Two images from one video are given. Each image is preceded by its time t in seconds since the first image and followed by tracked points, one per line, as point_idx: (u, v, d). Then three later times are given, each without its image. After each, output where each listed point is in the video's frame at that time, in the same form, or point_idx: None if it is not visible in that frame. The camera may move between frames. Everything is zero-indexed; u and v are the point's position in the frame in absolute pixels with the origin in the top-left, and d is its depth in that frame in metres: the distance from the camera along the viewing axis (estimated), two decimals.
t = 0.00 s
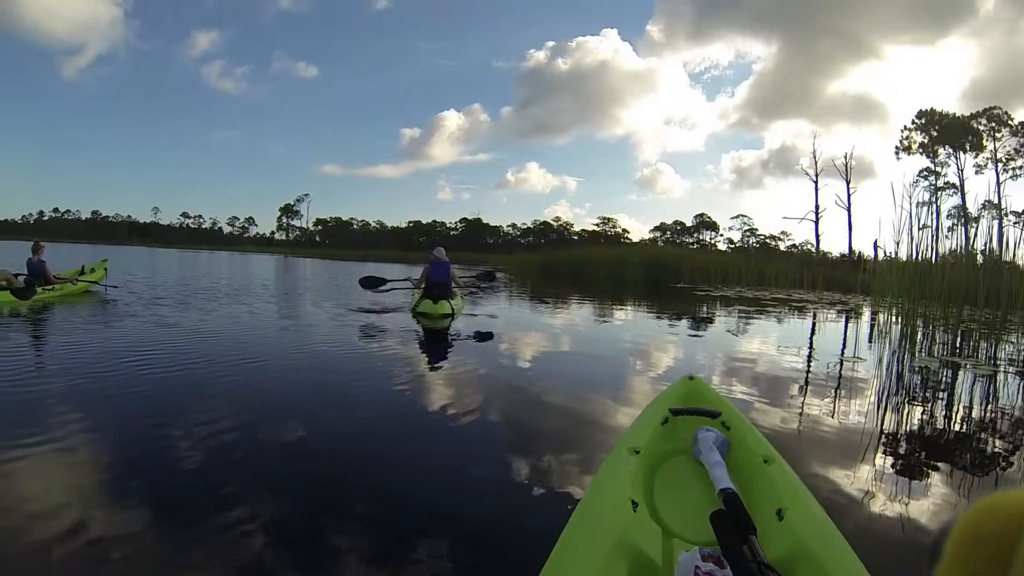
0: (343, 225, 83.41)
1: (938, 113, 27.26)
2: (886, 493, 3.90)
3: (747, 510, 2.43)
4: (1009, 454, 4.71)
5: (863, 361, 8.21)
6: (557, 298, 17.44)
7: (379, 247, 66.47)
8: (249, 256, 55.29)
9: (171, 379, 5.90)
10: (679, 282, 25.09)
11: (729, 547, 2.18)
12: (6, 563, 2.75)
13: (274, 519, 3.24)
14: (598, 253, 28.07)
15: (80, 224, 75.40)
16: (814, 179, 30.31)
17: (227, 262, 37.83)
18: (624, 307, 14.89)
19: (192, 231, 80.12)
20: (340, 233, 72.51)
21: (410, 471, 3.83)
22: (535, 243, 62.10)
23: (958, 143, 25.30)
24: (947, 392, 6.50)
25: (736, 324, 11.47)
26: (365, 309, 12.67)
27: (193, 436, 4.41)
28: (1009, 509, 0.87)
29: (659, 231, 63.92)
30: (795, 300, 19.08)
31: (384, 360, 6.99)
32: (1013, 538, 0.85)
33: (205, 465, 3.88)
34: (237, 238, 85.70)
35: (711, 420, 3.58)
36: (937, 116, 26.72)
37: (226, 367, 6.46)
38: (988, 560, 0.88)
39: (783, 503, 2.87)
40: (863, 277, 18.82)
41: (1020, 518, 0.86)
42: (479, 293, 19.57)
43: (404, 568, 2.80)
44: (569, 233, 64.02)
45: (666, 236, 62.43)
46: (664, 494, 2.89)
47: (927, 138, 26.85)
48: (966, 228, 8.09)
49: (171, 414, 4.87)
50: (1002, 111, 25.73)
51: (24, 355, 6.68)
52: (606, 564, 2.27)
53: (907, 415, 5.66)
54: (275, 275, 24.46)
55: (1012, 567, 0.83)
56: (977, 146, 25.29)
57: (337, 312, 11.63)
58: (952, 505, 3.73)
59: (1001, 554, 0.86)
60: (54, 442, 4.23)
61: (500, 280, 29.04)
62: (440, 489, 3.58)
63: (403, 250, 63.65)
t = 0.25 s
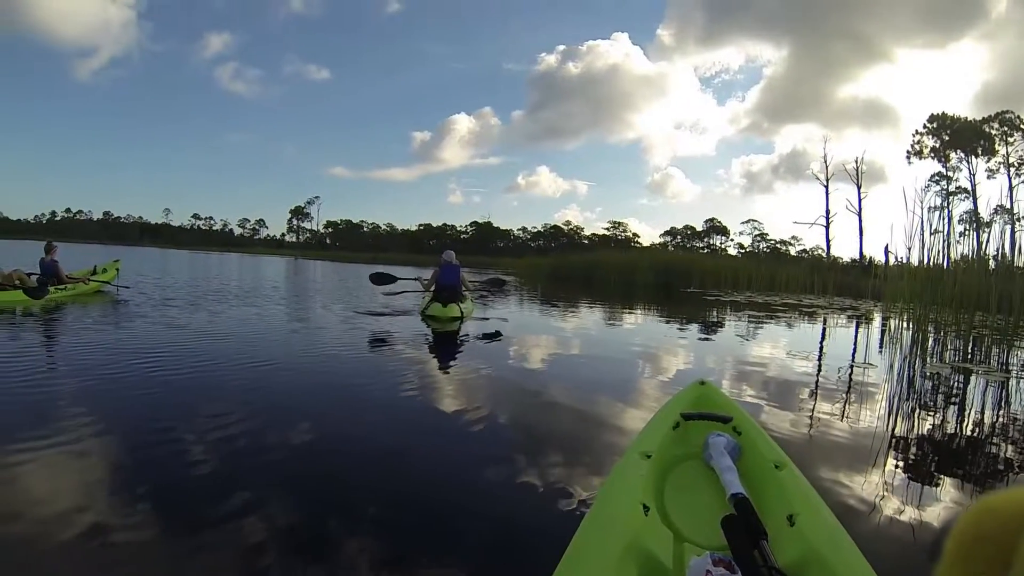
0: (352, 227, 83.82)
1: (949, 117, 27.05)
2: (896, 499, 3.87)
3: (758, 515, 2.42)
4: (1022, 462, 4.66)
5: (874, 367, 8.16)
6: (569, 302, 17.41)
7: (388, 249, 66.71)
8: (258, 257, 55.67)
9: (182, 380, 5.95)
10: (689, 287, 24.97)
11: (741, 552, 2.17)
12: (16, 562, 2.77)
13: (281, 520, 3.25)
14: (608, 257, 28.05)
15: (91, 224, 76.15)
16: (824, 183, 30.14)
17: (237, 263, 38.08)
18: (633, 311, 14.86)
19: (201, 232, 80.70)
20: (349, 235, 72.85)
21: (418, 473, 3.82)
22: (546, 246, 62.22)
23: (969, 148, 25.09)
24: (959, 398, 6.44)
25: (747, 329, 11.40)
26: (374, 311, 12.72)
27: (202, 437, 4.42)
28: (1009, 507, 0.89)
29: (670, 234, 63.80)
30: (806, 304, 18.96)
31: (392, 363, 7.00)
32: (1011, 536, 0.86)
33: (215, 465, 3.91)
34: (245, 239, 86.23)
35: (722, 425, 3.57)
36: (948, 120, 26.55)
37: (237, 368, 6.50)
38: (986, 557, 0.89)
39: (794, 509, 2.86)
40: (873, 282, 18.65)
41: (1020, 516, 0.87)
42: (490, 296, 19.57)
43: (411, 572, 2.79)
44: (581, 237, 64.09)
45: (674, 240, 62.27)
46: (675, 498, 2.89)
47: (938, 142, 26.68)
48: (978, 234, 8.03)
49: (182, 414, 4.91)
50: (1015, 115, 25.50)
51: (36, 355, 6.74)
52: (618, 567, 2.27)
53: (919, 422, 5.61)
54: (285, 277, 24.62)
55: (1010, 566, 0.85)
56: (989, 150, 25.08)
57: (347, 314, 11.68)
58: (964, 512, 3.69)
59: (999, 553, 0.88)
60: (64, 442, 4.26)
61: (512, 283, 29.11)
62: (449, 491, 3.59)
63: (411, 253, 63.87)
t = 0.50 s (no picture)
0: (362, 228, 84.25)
1: (963, 112, 26.71)
2: (910, 500, 3.83)
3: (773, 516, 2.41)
4: None
5: (887, 367, 8.09)
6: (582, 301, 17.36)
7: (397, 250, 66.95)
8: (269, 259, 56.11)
9: (195, 382, 6.01)
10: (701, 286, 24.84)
11: (755, 553, 2.17)
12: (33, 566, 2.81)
13: (294, 522, 3.26)
14: (619, 257, 27.99)
15: (103, 227, 76.88)
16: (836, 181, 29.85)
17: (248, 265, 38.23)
18: (645, 311, 14.81)
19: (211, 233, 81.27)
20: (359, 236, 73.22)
21: (429, 476, 3.82)
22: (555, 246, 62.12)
23: (983, 144, 24.77)
24: (974, 398, 6.36)
25: (758, 329, 11.33)
26: (386, 312, 12.78)
27: (215, 439, 4.45)
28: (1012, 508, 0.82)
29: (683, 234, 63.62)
30: (819, 304, 18.81)
31: (403, 365, 7.02)
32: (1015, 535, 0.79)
33: (228, 466, 3.95)
34: (255, 241, 86.74)
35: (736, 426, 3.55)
36: (962, 116, 26.23)
37: (249, 370, 6.56)
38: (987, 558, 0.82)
39: (808, 510, 2.84)
40: (886, 281, 18.44)
41: None
42: (502, 297, 19.58)
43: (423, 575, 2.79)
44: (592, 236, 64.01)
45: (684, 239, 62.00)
46: (689, 498, 2.88)
47: (951, 138, 26.37)
48: (992, 231, 7.93)
49: (196, 416, 4.96)
50: None
51: (52, 358, 6.82)
52: (632, 567, 2.27)
53: (933, 422, 5.55)
54: (299, 279, 24.80)
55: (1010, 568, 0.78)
56: (1004, 146, 24.74)
57: (358, 316, 11.74)
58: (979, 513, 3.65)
59: (1000, 558, 0.81)
60: (79, 445, 4.31)
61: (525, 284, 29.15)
62: (460, 491, 3.61)
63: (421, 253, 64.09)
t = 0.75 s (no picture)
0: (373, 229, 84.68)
1: (976, 111, 26.45)
2: (924, 503, 3.79)
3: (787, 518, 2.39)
4: None
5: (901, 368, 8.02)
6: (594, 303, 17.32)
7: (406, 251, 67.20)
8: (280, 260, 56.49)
9: (208, 382, 6.06)
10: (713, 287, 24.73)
11: (769, 555, 2.16)
12: (48, 563, 2.83)
13: (306, 522, 3.27)
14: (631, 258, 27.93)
15: (115, 229, 77.69)
16: (849, 181, 29.60)
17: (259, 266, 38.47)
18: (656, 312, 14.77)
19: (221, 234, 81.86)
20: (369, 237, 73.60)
21: (441, 477, 3.82)
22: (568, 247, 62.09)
23: (997, 143, 24.51)
24: (988, 400, 6.29)
25: (771, 330, 11.26)
26: (398, 313, 12.84)
27: (227, 439, 4.47)
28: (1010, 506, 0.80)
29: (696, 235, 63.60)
30: (831, 305, 18.67)
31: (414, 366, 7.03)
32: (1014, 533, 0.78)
33: (240, 465, 3.97)
34: (264, 242, 87.29)
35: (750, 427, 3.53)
36: (974, 115, 25.99)
37: (261, 370, 6.60)
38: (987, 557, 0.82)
39: (822, 512, 2.82)
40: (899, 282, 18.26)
41: None
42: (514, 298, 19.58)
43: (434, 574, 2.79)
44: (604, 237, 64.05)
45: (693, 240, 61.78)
46: (702, 500, 2.87)
47: (964, 138, 26.13)
48: (1007, 231, 7.84)
49: (208, 415, 5.00)
50: None
51: (68, 358, 6.89)
52: (646, 568, 2.27)
53: (947, 424, 5.49)
54: (311, 280, 24.97)
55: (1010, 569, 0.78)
56: (1018, 145, 24.49)
57: (369, 317, 11.79)
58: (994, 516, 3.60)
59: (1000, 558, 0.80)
60: (94, 444, 4.34)
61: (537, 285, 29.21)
62: (470, 491, 3.62)
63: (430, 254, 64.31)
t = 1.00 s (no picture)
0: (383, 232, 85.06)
1: (990, 110, 26.17)
2: (938, 507, 3.75)
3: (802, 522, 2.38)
4: None
5: (914, 372, 7.93)
6: (606, 306, 17.27)
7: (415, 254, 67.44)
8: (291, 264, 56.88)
9: (220, 385, 6.12)
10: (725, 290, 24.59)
11: (784, 558, 2.14)
12: (63, 564, 2.86)
13: (318, 524, 3.28)
14: (643, 260, 27.82)
15: (127, 232, 78.49)
16: (861, 183, 29.40)
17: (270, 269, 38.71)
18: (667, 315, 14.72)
19: (231, 237, 82.47)
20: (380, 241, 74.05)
21: (454, 480, 3.82)
22: (580, 250, 62.03)
23: (1011, 143, 24.23)
24: (1003, 403, 6.22)
25: (783, 333, 11.20)
26: (409, 317, 12.89)
27: (240, 442, 4.49)
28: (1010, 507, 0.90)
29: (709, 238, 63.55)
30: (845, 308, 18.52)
31: (426, 369, 7.05)
32: (1010, 532, 0.88)
33: (250, 468, 4.00)
34: (274, 245, 87.84)
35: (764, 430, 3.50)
36: (987, 115, 25.79)
37: (273, 374, 6.67)
38: (987, 549, 0.91)
39: (837, 514, 2.81)
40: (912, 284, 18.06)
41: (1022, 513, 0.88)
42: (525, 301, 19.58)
43: None
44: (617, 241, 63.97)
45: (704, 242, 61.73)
46: (716, 502, 2.86)
47: (977, 138, 25.89)
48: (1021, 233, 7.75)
49: (221, 418, 5.05)
50: None
51: (84, 361, 6.97)
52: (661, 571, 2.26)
53: (961, 428, 5.43)
54: (323, 284, 25.06)
55: (1011, 559, 0.86)
56: None
57: (380, 321, 11.85)
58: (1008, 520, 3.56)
59: (998, 550, 0.89)
60: (108, 447, 4.39)
61: (551, 288, 29.19)
62: (480, 494, 3.63)
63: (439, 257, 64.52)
